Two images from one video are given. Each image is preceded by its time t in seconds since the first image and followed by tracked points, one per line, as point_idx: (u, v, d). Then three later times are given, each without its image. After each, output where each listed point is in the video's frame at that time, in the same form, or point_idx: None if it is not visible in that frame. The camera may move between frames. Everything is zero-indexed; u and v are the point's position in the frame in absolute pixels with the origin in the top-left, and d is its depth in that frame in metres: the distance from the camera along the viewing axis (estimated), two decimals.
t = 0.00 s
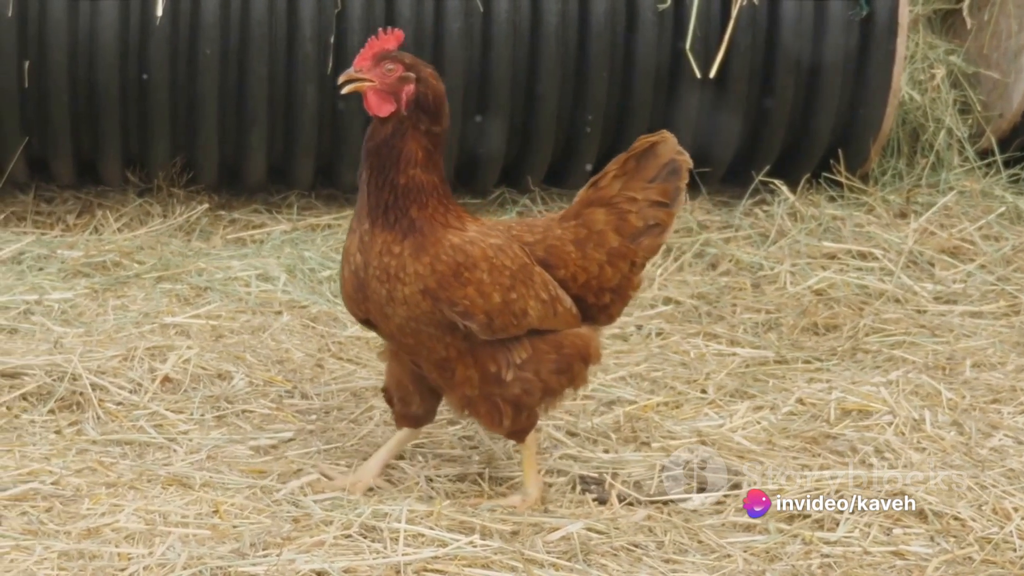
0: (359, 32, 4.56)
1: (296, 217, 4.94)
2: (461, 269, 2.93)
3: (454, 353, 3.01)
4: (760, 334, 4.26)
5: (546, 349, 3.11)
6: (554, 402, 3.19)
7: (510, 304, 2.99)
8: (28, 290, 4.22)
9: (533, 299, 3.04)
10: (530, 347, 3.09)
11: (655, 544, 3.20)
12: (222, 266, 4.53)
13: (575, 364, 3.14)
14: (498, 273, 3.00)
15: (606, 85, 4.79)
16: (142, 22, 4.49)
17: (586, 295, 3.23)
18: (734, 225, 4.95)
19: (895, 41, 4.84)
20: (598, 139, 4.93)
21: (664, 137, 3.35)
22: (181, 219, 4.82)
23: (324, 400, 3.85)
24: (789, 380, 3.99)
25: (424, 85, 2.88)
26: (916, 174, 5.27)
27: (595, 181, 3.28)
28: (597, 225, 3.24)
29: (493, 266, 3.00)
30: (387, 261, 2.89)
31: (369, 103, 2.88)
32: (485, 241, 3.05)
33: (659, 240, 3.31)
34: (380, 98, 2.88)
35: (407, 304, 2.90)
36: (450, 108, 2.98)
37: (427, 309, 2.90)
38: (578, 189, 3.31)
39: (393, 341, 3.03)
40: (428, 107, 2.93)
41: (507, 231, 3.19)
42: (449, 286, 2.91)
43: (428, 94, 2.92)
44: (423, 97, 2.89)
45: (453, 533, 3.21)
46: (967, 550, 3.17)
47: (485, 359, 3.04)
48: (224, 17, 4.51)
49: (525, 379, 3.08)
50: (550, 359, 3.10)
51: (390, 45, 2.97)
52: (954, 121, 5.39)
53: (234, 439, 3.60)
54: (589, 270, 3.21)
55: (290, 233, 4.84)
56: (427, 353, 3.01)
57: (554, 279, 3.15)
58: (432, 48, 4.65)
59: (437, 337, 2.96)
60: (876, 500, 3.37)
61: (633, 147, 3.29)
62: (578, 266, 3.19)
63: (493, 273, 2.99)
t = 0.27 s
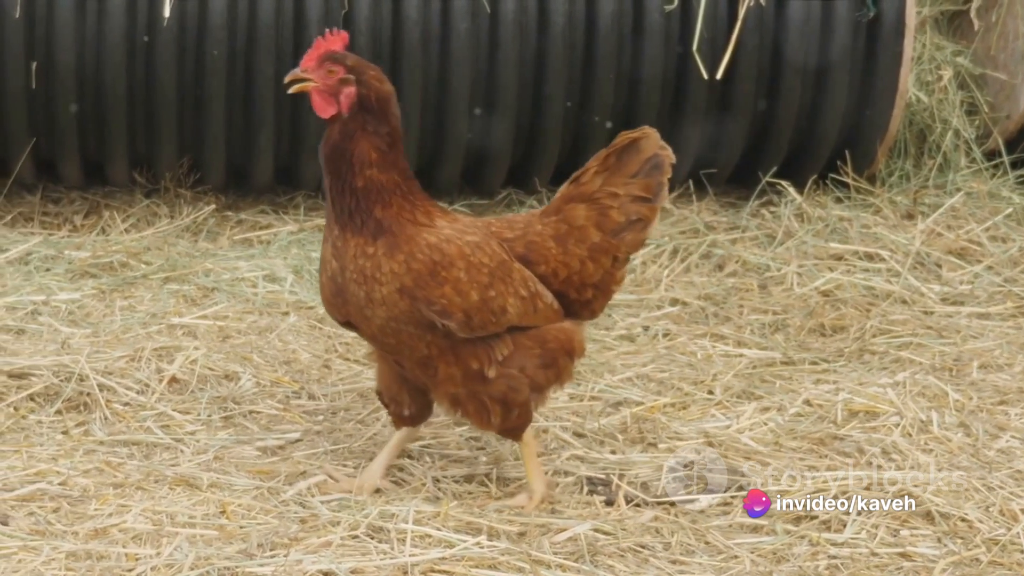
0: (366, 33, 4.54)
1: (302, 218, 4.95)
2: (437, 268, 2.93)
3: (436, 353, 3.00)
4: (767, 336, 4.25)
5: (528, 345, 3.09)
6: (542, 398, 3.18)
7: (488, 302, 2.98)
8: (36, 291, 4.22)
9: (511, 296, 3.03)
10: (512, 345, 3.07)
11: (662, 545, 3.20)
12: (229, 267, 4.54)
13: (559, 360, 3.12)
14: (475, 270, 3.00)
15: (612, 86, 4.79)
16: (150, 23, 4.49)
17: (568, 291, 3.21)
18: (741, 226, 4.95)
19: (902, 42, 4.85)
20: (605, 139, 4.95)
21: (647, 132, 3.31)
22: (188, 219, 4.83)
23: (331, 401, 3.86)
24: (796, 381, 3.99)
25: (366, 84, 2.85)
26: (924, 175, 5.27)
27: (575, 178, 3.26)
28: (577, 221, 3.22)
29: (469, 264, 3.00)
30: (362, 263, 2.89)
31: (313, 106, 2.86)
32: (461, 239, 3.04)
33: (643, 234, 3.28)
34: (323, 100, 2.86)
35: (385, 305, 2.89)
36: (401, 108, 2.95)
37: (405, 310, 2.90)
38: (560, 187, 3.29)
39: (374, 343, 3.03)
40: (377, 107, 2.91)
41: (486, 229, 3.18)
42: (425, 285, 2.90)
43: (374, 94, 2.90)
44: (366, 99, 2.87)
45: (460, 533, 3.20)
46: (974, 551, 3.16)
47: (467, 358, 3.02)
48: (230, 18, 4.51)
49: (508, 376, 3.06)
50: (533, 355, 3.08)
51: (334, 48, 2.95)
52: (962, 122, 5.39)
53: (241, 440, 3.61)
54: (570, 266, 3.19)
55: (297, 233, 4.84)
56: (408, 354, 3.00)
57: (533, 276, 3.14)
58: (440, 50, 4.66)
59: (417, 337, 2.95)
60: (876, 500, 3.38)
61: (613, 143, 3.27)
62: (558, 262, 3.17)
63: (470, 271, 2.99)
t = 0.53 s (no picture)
0: (374, 33, 4.56)
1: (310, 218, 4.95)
2: (414, 260, 2.93)
3: (421, 346, 2.99)
4: (775, 336, 4.25)
5: (514, 336, 3.07)
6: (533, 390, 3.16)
7: (468, 293, 2.98)
8: (44, 291, 4.23)
9: (492, 287, 3.02)
10: (497, 336, 3.06)
11: (670, 546, 3.19)
12: (237, 267, 4.54)
13: (547, 350, 3.09)
14: (454, 262, 2.99)
15: (620, 87, 4.80)
16: (157, 24, 4.49)
17: (553, 282, 3.20)
18: (749, 226, 4.95)
19: (911, 43, 4.83)
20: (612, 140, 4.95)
21: (630, 121, 3.29)
22: (197, 219, 4.84)
23: (339, 401, 3.87)
24: (804, 381, 3.99)
25: (304, 84, 2.85)
26: (931, 176, 5.28)
27: (557, 169, 3.24)
28: (560, 211, 3.20)
29: (448, 256, 2.99)
30: (339, 260, 2.90)
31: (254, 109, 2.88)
32: (439, 231, 3.04)
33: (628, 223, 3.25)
34: (263, 102, 2.88)
35: (366, 300, 2.89)
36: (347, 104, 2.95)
37: (385, 304, 2.90)
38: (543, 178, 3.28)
39: (360, 339, 3.03)
40: (323, 107, 2.91)
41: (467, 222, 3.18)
42: (403, 278, 2.90)
43: (315, 94, 2.90)
44: (306, 98, 2.87)
45: (468, 533, 3.20)
46: (982, 552, 3.15)
47: (452, 351, 3.02)
48: (238, 18, 4.51)
49: (494, 367, 3.05)
50: (519, 346, 3.06)
51: (274, 50, 2.96)
52: (970, 122, 5.39)
53: (249, 440, 3.61)
54: (555, 256, 3.18)
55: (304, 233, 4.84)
56: (394, 348, 3.00)
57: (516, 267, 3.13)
58: (447, 50, 4.67)
59: (399, 331, 2.95)
60: (875, 500, 3.38)
61: (595, 133, 3.25)
62: (541, 253, 3.16)
63: (448, 263, 2.98)
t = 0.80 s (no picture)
0: (383, 33, 4.56)
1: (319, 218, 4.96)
2: (395, 251, 2.93)
3: (410, 338, 2.99)
4: (784, 336, 4.25)
5: (504, 325, 3.05)
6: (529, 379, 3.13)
7: (452, 283, 2.97)
8: (53, 290, 4.23)
9: (477, 276, 3.01)
10: (486, 325, 3.04)
11: (679, 546, 3.19)
12: (245, 266, 4.55)
13: (539, 338, 3.07)
14: (437, 252, 2.99)
15: (629, 87, 4.80)
16: (166, 24, 4.50)
17: (543, 271, 3.18)
18: (757, 226, 4.95)
19: (919, 43, 4.84)
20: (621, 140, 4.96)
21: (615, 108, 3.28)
22: (205, 219, 4.84)
23: (348, 401, 3.87)
24: (813, 381, 3.98)
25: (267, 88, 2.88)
26: (940, 175, 5.28)
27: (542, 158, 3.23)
28: (547, 200, 3.19)
29: (430, 246, 2.99)
30: (321, 256, 2.91)
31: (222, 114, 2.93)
32: (421, 223, 3.04)
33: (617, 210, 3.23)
34: (230, 107, 2.92)
35: (351, 294, 2.90)
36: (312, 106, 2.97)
37: (370, 296, 2.90)
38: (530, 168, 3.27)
39: (351, 336, 3.04)
40: (289, 110, 2.94)
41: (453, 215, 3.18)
42: (385, 269, 2.90)
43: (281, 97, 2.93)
44: (270, 102, 2.90)
45: (476, 533, 3.20)
46: (991, 552, 3.15)
47: (441, 341, 3.00)
48: (247, 18, 4.51)
49: (485, 356, 3.03)
50: (510, 334, 3.04)
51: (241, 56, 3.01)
52: (979, 122, 5.39)
53: (258, 439, 3.61)
54: (543, 245, 3.16)
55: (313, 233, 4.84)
56: (384, 342, 3.00)
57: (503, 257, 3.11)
58: (456, 50, 4.67)
59: (387, 324, 2.95)
60: (875, 500, 3.37)
61: (578, 121, 3.24)
62: (528, 242, 3.15)
63: (431, 253, 2.98)
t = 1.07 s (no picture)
0: (391, 33, 4.57)
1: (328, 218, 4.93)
2: (378, 248, 2.94)
3: (399, 335, 2.98)
4: (792, 336, 4.24)
5: (494, 317, 3.03)
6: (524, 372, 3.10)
7: (437, 277, 2.96)
8: (61, 289, 4.23)
9: (463, 270, 3.00)
10: (475, 318, 3.02)
11: (687, 545, 3.19)
12: (254, 266, 4.55)
13: (529, 330, 3.05)
14: (421, 248, 2.99)
15: (637, 87, 4.80)
16: (175, 24, 4.51)
17: (534, 263, 3.16)
18: (766, 226, 4.95)
19: (927, 43, 4.83)
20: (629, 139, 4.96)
21: (604, 99, 3.25)
22: (213, 218, 4.83)
23: (356, 400, 3.87)
24: (821, 381, 3.98)
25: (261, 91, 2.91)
26: (948, 175, 5.28)
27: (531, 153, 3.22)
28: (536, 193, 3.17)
29: (414, 242, 3.00)
30: (307, 258, 2.94)
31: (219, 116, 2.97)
32: (406, 219, 3.05)
33: (608, 201, 3.20)
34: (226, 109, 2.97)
35: (337, 294, 2.92)
36: (307, 111, 3.00)
37: (355, 294, 2.91)
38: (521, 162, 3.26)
39: (343, 336, 3.06)
40: (280, 113, 2.97)
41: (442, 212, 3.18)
42: (369, 266, 2.91)
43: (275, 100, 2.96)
44: (263, 106, 2.94)
45: (485, 532, 3.20)
46: (999, 553, 3.14)
47: (429, 337, 2.99)
48: (255, 17, 4.52)
49: (475, 350, 3.01)
50: (499, 327, 3.02)
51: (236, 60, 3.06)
52: (987, 122, 5.40)
53: (266, 438, 3.62)
54: (533, 238, 3.14)
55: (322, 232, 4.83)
56: (375, 340, 3.00)
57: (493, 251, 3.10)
58: (464, 49, 4.67)
59: (375, 322, 2.96)
60: (876, 500, 3.37)
61: (566, 112, 3.22)
62: (517, 235, 3.12)
63: (415, 249, 2.98)
